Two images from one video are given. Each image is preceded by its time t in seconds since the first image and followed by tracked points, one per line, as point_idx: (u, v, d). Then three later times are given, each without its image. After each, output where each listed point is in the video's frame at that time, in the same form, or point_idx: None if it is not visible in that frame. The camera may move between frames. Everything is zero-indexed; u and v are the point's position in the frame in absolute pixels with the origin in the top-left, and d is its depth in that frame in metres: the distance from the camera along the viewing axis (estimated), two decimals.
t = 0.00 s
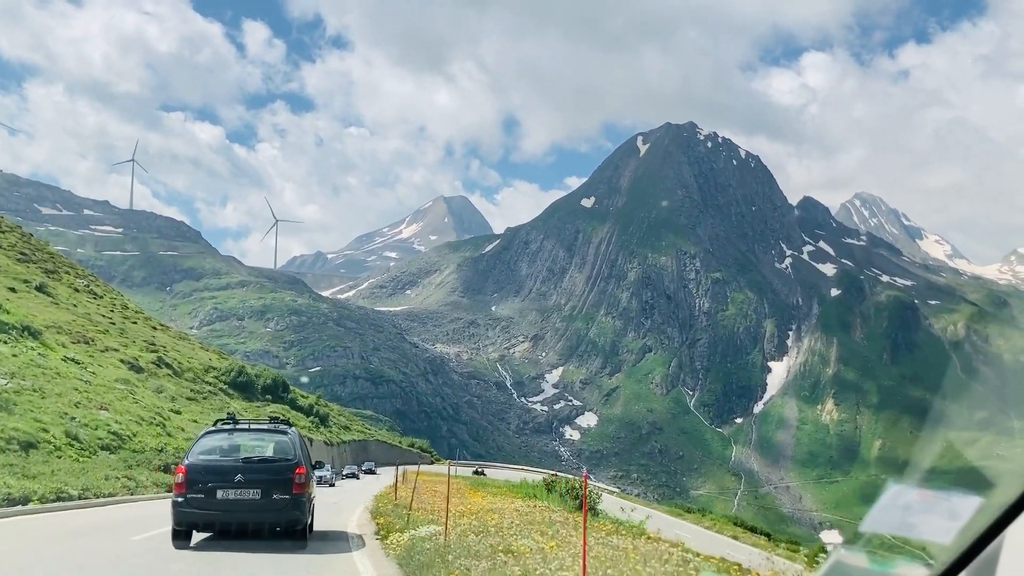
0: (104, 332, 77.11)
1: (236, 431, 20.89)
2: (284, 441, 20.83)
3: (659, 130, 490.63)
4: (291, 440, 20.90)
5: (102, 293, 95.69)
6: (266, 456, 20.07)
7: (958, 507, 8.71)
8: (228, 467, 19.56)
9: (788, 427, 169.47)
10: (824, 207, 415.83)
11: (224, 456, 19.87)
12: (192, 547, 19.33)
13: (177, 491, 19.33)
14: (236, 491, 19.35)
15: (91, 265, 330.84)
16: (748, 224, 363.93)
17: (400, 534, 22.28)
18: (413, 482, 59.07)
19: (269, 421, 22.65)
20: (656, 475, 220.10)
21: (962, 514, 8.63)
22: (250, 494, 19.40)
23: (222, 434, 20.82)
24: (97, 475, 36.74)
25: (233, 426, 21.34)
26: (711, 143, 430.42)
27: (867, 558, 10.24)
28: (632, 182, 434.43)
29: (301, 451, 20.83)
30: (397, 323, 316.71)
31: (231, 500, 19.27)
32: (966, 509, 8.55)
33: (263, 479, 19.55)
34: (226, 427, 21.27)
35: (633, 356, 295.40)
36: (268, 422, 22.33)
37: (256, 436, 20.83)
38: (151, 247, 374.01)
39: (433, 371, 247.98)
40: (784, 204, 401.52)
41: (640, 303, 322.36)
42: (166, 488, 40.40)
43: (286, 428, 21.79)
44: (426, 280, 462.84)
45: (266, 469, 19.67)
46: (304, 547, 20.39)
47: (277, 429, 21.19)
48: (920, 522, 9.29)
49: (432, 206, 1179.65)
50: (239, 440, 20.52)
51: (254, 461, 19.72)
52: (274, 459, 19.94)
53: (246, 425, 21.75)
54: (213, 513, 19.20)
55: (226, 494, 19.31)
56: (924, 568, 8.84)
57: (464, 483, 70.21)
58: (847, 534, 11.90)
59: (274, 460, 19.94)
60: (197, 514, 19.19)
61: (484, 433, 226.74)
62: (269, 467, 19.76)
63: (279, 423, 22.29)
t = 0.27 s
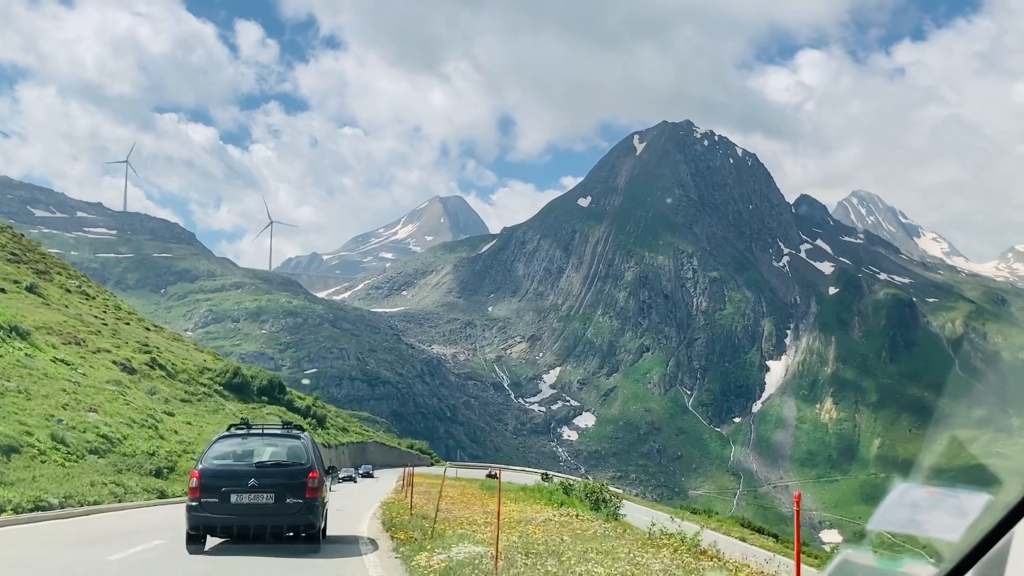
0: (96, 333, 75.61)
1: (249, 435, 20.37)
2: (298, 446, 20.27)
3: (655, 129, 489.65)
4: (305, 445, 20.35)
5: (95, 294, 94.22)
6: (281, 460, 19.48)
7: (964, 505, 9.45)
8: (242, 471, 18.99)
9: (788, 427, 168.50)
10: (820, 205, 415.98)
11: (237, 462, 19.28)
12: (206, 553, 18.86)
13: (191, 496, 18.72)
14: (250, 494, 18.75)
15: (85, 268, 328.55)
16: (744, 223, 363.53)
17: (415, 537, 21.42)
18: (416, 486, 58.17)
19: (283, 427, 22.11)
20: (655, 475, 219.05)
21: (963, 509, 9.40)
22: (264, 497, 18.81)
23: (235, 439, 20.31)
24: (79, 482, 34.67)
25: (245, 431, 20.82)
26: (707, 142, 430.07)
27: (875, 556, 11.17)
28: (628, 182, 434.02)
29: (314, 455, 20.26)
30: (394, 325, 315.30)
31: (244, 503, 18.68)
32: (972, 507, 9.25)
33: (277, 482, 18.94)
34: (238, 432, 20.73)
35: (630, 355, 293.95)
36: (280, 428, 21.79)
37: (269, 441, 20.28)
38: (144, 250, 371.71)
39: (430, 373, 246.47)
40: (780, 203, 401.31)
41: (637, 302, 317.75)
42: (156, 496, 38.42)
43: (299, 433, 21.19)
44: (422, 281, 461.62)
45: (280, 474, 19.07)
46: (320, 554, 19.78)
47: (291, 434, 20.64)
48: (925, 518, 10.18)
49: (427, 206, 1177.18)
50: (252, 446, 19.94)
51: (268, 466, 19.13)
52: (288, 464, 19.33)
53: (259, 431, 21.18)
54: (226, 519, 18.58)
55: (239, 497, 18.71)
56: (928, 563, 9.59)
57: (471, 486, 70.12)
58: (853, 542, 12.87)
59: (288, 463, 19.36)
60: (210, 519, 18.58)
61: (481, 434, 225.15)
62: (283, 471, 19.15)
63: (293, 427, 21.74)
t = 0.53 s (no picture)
0: (89, 335, 75.24)
1: (265, 443, 20.90)
2: (313, 450, 20.77)
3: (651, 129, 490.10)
4: (320, 450, 20.81)
5: (89, 296, 93.88)
6: (295, 465, 19.95)
7: (973, 537, 12.16)
8: (258, 478, 19.48)
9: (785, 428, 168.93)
10: (816, 205, 417.10)
11: (252, 467, 19.79)
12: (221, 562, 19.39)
13: (207, 503, 19.24)
14: (267, 500, 19.26)
15: (80, 272, 327.82)
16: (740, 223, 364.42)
17: (430, 540, 21.80)
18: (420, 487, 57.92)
19: (297, 433, 22.58)
20: (653, 476, 219.25)
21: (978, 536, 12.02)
22: (280, 503, 19.30)
23: (251, 445, 20.81)
24: (62, 487, 33.48)
25: (260, 438, 21.28)
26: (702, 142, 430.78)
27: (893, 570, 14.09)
28: (624, 183, 435.02)
29: (329, 459, 20.73)
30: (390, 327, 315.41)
31: (261, 508, 19.18)
32: (982, 536, 11.93)
33: (292, 487, 19.45)
34: (253, 438, 21.20)
35: (627, 356, 293.62)
36: (295, 433, 22.26)
37: (285, 448, 20.75)
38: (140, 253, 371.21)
39: (427, 375, 246.28)
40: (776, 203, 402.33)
41: (634, 303, 317.51)
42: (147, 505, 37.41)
43: (315, 440, 21.66)
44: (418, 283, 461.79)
45: (296, 479, 19.60)
46: (335, 559, 20.21)
47: (306, 440, 21.13)
48: (937, 547, 13.12)
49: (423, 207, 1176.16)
50: (268, 452, 20.44)
51: (283, 471, 19.64)
52: (303, 469, 19.84)
53: (274, 437, 21.63)
54: (243, 524, 19.12)
55: (255, 503, 19.22)
56: None
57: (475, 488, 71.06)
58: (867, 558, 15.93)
59: (302, 469, 19.86)
60: (227, 523, 19.07)
61: (479, 436, 224.80)
62: (298, 476, 19.66)
63: (307, 434, 22.21)
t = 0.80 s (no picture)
0: (80, 337, 74.89)
1: (279, 449, 22.45)
2: (326, 456, 22.34)
3: (645, 131, 491.22)
4: (332, 455, 22.38)
5: (81, 298, 93.50)
6: (308, 471, 21.51)
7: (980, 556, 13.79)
8: (274, 483, 21.04)
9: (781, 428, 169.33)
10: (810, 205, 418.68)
11: (268, 473, 21.33)
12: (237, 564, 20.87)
13: (225, 507, 20.83)
14: (282, 505, 20.78)
15: (74, 276, 326.56)
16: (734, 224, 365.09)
17: (437, 539, 23.19)
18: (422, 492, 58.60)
19: (310, 439, 24.13)
20: (650, 477, 219.43)
21: (985, 557, 13.60)
22: (294, 508, 20.83)
23: (267, 452, 22.39)
24: (42, 496, 32.59)
25: (277, 444, 22.87)
26: (697, 143, 431.68)
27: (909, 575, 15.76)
28: (619, 184, 435.84)
29: (341, 465, 22.27)
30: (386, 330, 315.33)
31: (276, 513, 20.71)
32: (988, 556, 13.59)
33: (306, 492, 20.98)
34: (268, 444, 22.75)
35: (623, 358, 292.94)
36: (308, 440, 23.82)
37: (297, 453, 22.30)
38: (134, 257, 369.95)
39: (423, 378, 245.98)
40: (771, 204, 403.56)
41: (629, 304, 317.60)
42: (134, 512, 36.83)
43: (327, 447, 23.19)
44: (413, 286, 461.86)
45: (309, 484, 21.14)
46: (347, 560, 21.73)
47: (319, 447, 22.69)
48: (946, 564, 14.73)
49: (417, 209, 1174.08)
50: (282, 459, 22.00)
51: (298, 478, 21.19)
52: (316, 474, 21.41)
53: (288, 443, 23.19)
54: (260, 526, 20.64)
55: (271, 508, 20.75)
56: None
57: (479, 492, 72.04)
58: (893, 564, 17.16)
59: (315, 475, 21.41)
60: (244, 527, 20.65)
61: (475, 438, 224.44)
62: (312, 482, 21.23)
63: (319, 440, 23.76)
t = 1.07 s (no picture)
0: (69, 338, 74.43)
1: (288, 452, 22.29)
2: (336, 460, 22.19)
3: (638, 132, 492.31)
4: (342, 459, 22.26)
5: (71, 299, 93.05)
6: (318, 474, 21.39)
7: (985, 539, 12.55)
8: (284, 488, 20.87)
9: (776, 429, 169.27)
10: (803, 206, 419.89)
11: (277, 477, 21.14)
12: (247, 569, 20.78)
13: (235, 511, 20.66)
14: (291, 510, 20.62)
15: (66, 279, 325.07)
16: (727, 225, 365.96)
17: (444, 543, 23.11)
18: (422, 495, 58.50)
19: (318, 441, 23.96)
20: (645, 478, 219.10)
21: (984, 543, 12.46)
22: (304, 512, 20.68)
23: (275, 453, 22.18)
24: (14, 504, 31.77)
25: (285, 447, 22.68)
26: (690, 144, 432.85)
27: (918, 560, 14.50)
28: (613, 185, 436.33)
29: (350, 468, 22.12)
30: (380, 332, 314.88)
31: (286, 519, 20.56)
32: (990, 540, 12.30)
33: (317, 496, 20.86)
34: (277, 448, 22.59)
35: (617, 359, 293.37)
36: (317, 443, 23.69)
37: (307, 457, 22.09)
38: (127, 260, 368.86)
39: (417, 380, 245.49)
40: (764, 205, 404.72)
41: (623, 305, 317.71)
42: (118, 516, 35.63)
43: (336, 449, 23.09)
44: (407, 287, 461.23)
45: (320, 488, 20.99)
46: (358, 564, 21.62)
47: (329, 450, 22.57)
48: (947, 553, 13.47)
49: (411, 211, 1173.83)
50: (290, 462, 21.76)
51: (307, 481, 21.07)
52: (327, 478, 21.29)
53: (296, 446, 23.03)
54: (272, 531, 20.52)
55: (280, 513, 20.60)
56: None
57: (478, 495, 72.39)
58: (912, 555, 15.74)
59: (326, 479, 21.28)
60: (254, 533, 20.51)
61: (470, 440, 223.87)
62: (322, 486, 21.07)
63: (328, 443, 23.66)
